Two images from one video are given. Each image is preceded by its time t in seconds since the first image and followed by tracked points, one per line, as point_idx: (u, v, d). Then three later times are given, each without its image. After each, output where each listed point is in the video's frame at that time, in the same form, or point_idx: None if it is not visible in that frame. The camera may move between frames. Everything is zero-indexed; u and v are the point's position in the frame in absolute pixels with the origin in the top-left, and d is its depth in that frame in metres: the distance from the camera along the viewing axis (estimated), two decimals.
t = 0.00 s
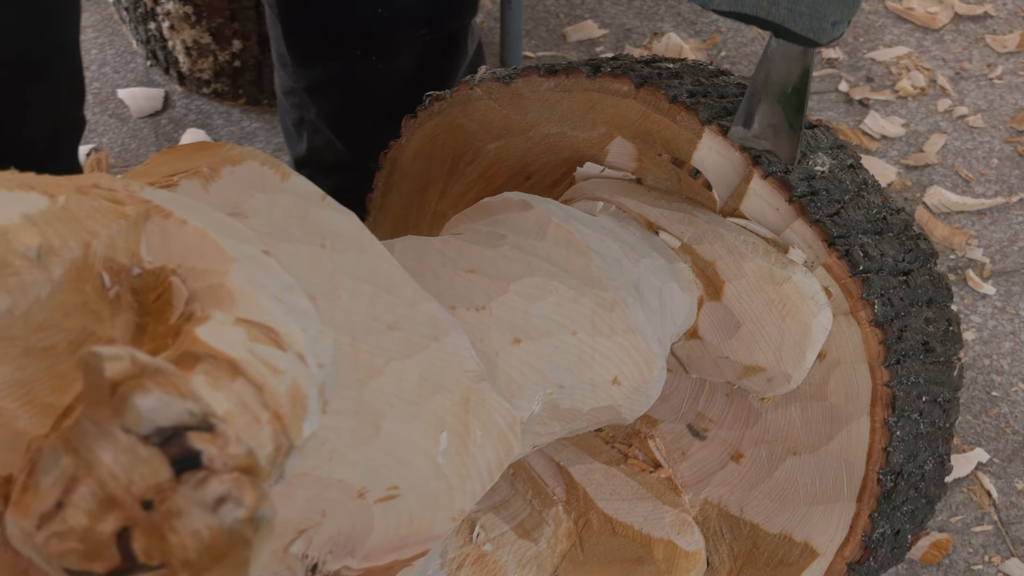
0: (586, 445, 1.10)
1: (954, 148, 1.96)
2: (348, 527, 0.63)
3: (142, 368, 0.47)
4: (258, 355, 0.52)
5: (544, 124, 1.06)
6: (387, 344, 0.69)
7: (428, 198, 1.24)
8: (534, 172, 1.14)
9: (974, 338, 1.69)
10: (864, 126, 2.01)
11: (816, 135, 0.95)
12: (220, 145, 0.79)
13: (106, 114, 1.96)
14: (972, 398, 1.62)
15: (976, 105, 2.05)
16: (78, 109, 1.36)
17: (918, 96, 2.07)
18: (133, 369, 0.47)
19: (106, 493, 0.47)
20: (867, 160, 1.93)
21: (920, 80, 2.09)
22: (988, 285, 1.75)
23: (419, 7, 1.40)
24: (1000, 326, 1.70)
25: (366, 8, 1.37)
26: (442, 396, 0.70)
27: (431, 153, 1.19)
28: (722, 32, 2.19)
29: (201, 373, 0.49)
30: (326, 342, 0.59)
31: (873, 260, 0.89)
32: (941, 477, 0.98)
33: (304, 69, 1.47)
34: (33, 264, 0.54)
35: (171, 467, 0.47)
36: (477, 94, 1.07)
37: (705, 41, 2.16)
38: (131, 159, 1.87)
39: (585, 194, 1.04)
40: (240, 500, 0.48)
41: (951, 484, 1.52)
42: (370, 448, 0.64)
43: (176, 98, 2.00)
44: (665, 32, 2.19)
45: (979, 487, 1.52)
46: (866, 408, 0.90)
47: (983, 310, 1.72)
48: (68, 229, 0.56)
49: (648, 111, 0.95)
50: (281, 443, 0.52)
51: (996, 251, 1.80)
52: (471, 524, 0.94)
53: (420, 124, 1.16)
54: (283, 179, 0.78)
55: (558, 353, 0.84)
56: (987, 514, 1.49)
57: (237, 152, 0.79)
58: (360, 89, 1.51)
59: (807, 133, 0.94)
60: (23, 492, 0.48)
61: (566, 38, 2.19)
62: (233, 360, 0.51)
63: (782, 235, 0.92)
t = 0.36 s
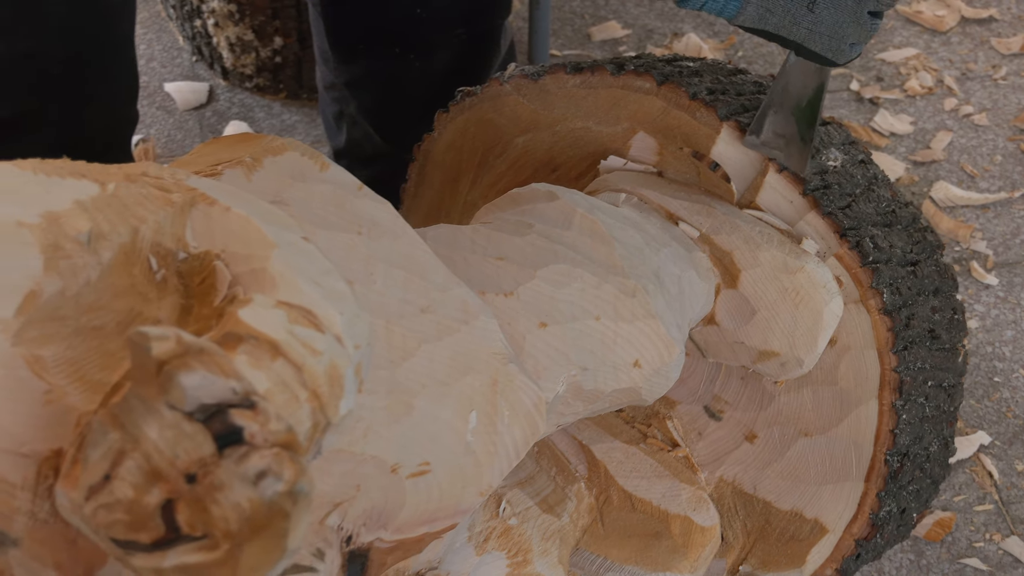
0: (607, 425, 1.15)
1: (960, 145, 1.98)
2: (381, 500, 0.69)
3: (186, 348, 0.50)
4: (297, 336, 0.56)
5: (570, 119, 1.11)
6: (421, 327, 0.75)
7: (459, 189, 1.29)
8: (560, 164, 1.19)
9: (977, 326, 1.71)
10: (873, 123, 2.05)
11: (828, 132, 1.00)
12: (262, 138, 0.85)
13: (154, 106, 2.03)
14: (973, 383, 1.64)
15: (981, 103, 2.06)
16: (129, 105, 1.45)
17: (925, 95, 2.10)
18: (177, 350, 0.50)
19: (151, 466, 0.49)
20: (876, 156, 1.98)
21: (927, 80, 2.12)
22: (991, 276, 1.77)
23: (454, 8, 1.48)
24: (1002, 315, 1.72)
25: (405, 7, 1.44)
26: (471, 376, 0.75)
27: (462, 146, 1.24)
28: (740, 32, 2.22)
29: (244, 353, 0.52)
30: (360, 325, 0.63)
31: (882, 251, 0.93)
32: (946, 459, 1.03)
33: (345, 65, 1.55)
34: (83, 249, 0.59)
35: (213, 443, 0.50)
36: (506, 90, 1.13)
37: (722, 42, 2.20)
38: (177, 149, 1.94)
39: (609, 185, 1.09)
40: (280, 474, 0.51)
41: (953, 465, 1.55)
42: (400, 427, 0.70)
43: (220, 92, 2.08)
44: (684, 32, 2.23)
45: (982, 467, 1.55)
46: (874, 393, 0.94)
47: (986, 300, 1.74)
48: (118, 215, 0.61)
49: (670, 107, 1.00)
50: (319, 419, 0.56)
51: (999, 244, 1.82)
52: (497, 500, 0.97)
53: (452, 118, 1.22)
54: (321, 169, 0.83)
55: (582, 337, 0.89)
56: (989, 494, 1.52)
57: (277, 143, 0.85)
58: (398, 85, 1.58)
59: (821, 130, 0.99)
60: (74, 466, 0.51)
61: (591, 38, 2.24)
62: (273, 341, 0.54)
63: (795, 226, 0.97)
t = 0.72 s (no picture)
0: (625, 408, 1.19)
1: (963, 143, 2.00)
2: (410, 478, 0.75)
3: (226, 331, 0.51)
4: (332, 321, 0.58)
5: (591, 116, 1.16)
6: (448, 313, 0.81)
7: (485, 181, 1.35)
8: (582, 159, 1.24)
9: (977, 315, 1.74)
10: (880, 122, 2.07)
11: (838, 130, 1.04)
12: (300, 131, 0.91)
13: (195, 101, 2.11)
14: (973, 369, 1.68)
15: (983, 104, 2.08)
16: (169, 98, 1.53)
17: (929, 96, 2.11)
18: (218, 332, 0.51)
19: (192, 443, 0.51)
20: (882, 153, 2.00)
21: (932, 82, 2.13)
22: (991, 269, 1.80)
23: (482, 9, 1.53)
24: (1000, 306, 1.75)
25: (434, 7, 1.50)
26: (496, 360, 0.81)
27: (488, 140, 1.30)
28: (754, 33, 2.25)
29: (281, 336, 0.55)
30: (393, 310, 0.65)
31: (887, 244, 0.98)
32: (946, 443, 1.07)
33: (378, 62, 1.62)
34: (129, 236, 0.62)
35: (252, 421, 0.50)
36: (531, 88, 1.19)
37: (736, 43, 2.22)
38: (217, 142, 2.02)
39: (628, 178, 1.14)
40: (314, 450, 0.50)
41: (954, 448, 1.58)
42: (430, 408, 0.76)
43: (258, 88, 2.15)
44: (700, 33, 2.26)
45: (981, 451, 1.58)
46: (879, 378, 0.99)
47: (986, 291, 1.78)
48: (162, 203, 0.65)
49: (687, 105, 1.05)
50: (352, 400, 0.57)
51: (998, 238, 1.84)
52: (519, 477, 1.02)
53: (479, 114, 1.27)
54: (354, 163, 0.90)
55: (601, 322, 0.95)
56: (988, 476, 1.56)
57: (313, 138, 0.91)
58: (427, 83, 1.64)
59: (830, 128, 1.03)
60: (118, 442, 0.53)
61: (613, 39, 2.28)
62: (309, 324, 0.56)
63: (806, 219, 1.01)
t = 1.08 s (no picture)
0: (641, 392, 1.25)
1: (964, 143, 2.03)
2: (436, 457, 0.81)
3: (263, 316, 0.54)
4: (364, 306, 0.63)
5: (610, 115, 1.22)
6: (474, 300, 0.86)
7: (509, 176, 1.42)
8: (602, 156, 1.32)
9: (978, 306, 1.79)
10: (886, 122, 2.10)
11: (845, 130, 1.09)
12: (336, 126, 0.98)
13: (234, 98, 2.19)
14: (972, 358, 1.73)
15: (984, 105, 2.09)
16: (206, 92, 1.59)
17: (934, 97, 2.12)
18: (256, 317, 0.53)
19: (230, 422, 0.53)
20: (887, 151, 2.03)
21: (935, 83, 2.14)
22: (990, 263, 1.84)
23: (506, 11, 1.59)
24: (999, 298, 1.79)
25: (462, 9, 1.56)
26: (519, 345, 0.87)
27: (513, 137, 1.36)
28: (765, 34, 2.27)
29: (315, 321, 0.60)
30: (421, 298, 0.70)
31: (893, 238, 1.02)
32: (947, 428, 1.11)
33: (408, 61, 1.68)
34: (171, 224, 0.67)
35: (287, 402, 0.53)
36: (553, 87, 1.24)
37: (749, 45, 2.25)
38: (256, 136, 2.10)
39: (645, 174, 1.20)
40: (347, 431, 0.52)
41: (954, 433, 1.63)
42: (456, 389, 0.82)
43: (295, 85, 2.23)
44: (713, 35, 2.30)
45: (980, 436, 1.63)
46: (884, 365, 1.04)
47: (985, 284, 1.81)
48: (203, 194, 0.71)
49: (703, 105, 1.09)
50: (383, 382, 0.61)
51: (998, 234, 1.87)
52: (540, 457, 1.08)
53: (504, 112, 1.33)
54: (388, 156, 0.97)
55: (620, 310, 1.00)
56: (986, 460, 1.61)
57: (347, 133, 0.99)
58: (455, 81, 1.71)
59: (838, 128, 1.08)
60: (160, 421, 0.56)
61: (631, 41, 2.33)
62: (342, 310, 0.61)
63: (814, 215, 1.06)
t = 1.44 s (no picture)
0: (654, 373, 1.30)
1: (965, 140, 2.08)
2: (460, 434, 0.88)
3: (298, 298, 0.58)
4: (393, 290, 0.69)
5: (627, 110, 1.27)
6: (498, 285, 0.92)
7: (531, 167, 1.47)
8: (619, 149, 1.35)
9: (977, 295, 1.84)
10: (890, 119, 2.15)
11: (851, 126, 1.14)
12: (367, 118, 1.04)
13: (270, 91, 2.27)
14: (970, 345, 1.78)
15: (984, 104, 2.15)
16: (243, 84, 1.64)
17: (935, 96, 2.18)
18: (291, 299, 0.57)
19: (266, 399, 0.58)
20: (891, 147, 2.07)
21: (937, 83, 2.20)
22: (988, 254, 1.89)
23: (528, 12, 1.65)
24: (997, 288, 1.84)
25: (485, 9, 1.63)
26: (540, 329, 0.93)
27: (535, 130, 1.43)
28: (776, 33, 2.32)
29: (347, 303, 0.66)
30: (447, 283, 0.77)
31: (896, 230, 1.07)
32: (947, 411, 1.16)
33: (434, 59, 1.76)
34: (210, 211, 0.71)
35: (320, 381, 0.57)
36: (573, 83, 1.30)
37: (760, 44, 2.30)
38: (289, 128, 2.17)
39: (661, 166, 1.25)
40: (376, 409, 0.57)
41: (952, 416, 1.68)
42: (479, 368, 0.88)
43: (327, 80, 2.30)
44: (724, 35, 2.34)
45: (977, 419, 1.68)
46: (886, 351, 1.09)
47: (983, 274, 1.86)
48: (240, 181, 0.76)
49: (716, 101, 1.16)
50: (410, 362, 0.68)
51: (997, 227, 1.93)
52: (559, 436, 1.14)
53: (526, 107, 1.40)
54: (416, 148, 1.03)
55: (636, 295, 1.06)
56: (983, 442, 1.65)
57: (377, 125, 1.04)
58: (478, 78, 1.77)
59: (845, 124, 1.13)
60: (198, 398, 0.61)
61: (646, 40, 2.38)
62: (372, 294, 0.68)
63: (821, 205, 1.11)
